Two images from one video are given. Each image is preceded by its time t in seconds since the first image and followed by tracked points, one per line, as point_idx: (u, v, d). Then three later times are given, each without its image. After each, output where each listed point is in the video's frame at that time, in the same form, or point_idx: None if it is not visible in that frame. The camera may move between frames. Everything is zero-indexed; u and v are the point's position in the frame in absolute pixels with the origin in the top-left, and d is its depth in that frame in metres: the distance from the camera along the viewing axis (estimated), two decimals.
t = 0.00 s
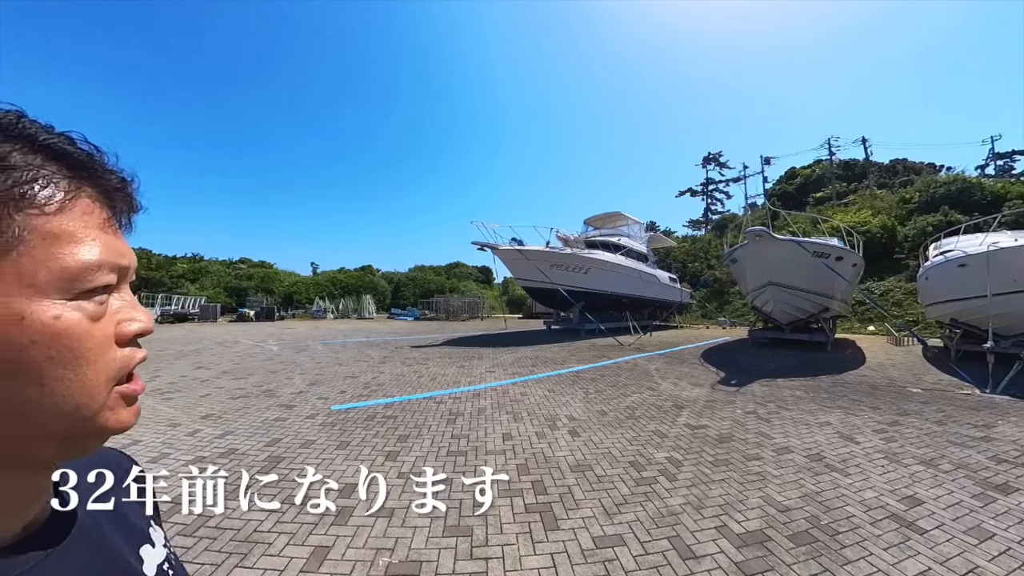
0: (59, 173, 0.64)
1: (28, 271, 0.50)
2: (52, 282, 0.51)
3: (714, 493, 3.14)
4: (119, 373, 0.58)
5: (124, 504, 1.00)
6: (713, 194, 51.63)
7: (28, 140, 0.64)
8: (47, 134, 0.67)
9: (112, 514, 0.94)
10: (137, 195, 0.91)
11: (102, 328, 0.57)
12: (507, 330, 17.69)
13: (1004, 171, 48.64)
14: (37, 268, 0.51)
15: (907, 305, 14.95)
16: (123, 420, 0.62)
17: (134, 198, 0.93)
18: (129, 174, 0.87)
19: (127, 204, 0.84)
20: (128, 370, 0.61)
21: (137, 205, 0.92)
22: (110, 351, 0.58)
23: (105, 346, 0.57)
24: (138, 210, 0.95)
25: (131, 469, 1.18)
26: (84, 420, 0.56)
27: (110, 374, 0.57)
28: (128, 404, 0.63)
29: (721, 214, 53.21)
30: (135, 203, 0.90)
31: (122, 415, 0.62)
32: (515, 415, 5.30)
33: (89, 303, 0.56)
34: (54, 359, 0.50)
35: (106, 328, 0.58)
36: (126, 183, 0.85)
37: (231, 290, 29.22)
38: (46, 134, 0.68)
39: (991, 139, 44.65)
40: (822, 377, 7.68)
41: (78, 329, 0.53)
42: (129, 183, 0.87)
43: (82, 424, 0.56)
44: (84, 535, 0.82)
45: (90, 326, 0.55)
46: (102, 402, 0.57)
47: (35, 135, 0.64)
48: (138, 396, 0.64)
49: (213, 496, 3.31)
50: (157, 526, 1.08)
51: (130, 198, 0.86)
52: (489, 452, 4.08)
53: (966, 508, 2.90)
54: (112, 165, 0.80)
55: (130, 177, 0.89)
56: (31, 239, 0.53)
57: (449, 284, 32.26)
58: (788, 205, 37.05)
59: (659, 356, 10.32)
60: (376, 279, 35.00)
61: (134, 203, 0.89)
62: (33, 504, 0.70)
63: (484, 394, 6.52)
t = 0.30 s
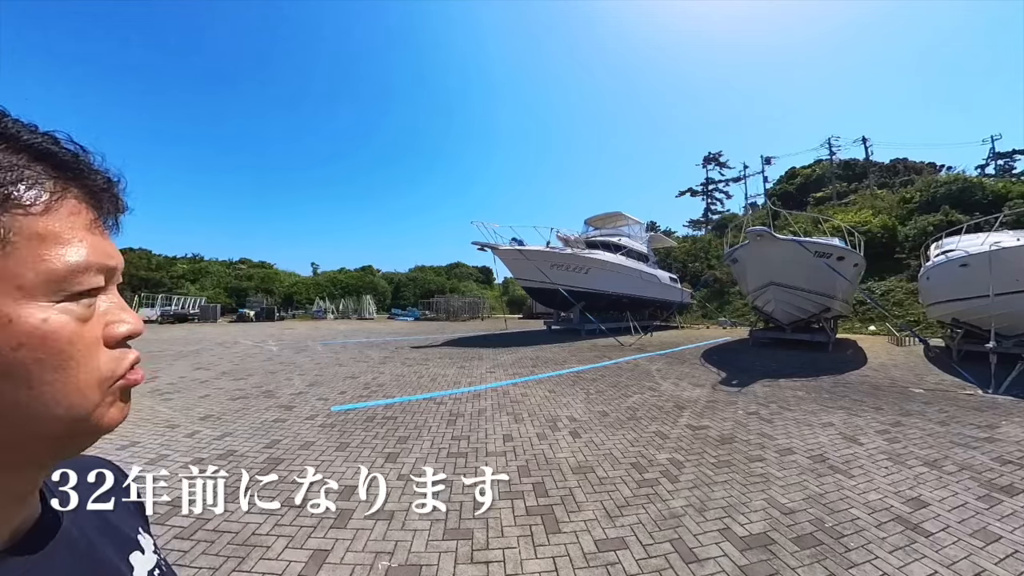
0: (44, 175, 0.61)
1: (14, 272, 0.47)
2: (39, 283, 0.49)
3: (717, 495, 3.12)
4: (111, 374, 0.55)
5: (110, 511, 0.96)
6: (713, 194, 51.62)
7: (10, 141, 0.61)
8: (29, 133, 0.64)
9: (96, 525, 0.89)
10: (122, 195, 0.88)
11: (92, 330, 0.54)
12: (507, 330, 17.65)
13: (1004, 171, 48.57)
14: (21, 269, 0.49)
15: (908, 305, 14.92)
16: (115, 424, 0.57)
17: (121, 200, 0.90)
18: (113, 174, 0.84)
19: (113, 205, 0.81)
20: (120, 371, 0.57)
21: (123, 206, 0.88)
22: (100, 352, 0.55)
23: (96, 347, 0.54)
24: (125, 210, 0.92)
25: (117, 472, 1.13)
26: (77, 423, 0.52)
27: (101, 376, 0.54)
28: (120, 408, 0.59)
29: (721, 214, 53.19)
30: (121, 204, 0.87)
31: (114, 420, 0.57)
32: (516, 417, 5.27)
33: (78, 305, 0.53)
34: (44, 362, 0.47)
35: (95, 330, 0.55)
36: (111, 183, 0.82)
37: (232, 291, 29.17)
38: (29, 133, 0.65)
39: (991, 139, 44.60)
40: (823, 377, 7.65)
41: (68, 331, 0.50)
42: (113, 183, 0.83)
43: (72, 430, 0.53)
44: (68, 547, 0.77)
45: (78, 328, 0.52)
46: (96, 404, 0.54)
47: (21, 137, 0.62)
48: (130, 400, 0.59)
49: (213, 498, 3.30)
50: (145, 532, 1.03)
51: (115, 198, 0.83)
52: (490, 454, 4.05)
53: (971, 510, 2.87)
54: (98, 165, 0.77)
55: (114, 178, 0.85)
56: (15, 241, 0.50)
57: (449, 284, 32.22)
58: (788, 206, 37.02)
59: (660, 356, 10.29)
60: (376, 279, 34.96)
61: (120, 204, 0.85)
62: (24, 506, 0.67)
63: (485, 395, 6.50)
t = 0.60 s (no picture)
0: (24, 169, 0.59)
1: None
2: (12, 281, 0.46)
3: (718, 496, 3.09)
4: (86, 377, 0.52)
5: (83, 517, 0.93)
6: (713, 194, 51.58)
7: None
8: (12, 127, 0.62)
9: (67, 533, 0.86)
10: (105, 192, 0.85)
11: (68, 331, 0.51)
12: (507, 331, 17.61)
13: (1004, 170, 48.44)
14: None
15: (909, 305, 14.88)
16: (88, 430, 0.54)
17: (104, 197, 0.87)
18: (97, 169, 0.82)
19: (95, 202, 0.78)
20: (97, 376, 0.54)
21: (106, 203, 0.86)
22: (78, 354, 0.52)
23: (72, 348, 0.51)
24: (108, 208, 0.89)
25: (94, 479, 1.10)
26: (46, 429, 0.49)
27: (77, 377, 0.51)
28: (93, 413, 0.56)
29: (721, 214, 53.12)
30: (103, 201, 0.84)
31: (86, 426, 0.54)
32: (515, 417, 5.25)
33: (54, 303, 0.51)
34: (12, 362, 0.44)
35: (70, 330, 0.52)
36: (94, 180, 0.79)
37: (231, 291, 29.14)
38: (11, 127, 0.62)
39: (992, 138, 44.52)
40: (824, 377, 7.63)
41: (43, 331, 0.47)
42: (97, 179, 0.81)
43: (40, 436, 0.50)
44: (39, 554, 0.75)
45: (55, 328, 0.50)
46: (67, 410, 0.51)
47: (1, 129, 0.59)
48: (105, 405, 0.56)
49: (211, 499, 3.28)
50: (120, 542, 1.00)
51: (98, 195, 0.80)
52: (489, 454, 4.02)
53: (975, 511, 2.85)
54: (80, 161, 0.74)
55: (97, 174, 0.83)
56: None
57: (449, 284, 32.21)
58: (788, 205, 37.01)
59: (660, 356, 10.27)
60: (376, 279, 34.89)
61: (102, 201, 0.83)
62: None
63: (484, 396, 6.48)
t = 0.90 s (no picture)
0: (29, 168, 0.59)
1: None
2: (17, 279, 0.46)
3: (719, 496, 3.09)
4: (86, 374, 0.52)
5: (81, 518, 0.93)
6: (713, 194, 51.58)
7: None
8: (17, 125, 0.62)
9: (64, 534, 0.86)
10: (107, 190, 0.85)
11: (69, 329, 0.51)
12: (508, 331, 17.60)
13: (1004, 170, 48.37)
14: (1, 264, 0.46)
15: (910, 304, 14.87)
16: (86, 428, 0.54)
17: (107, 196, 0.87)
18: (98, 168, 0.81)
19: (96, 200, 0.78)
20: (97, 373, 0.54)
21: (107, 202, 0.85)
22: (79, 352, 0.52)
23: (74, 345, 0.51)
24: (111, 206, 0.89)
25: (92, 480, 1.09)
26: (44, 426, 0.49)
27: (75, 376, 0.51)
28: (92, 409, 0.56)
29: (721, 214, 53.09)
30: (106, 201, 0.84)
31: (83, 424, 0.53)
32: (516, 417, 5.24)
33: (55, 300, 0.51)
34: (16, 359, 0.44)
35: (71, 328, 0.52)
36: (95, 178, 0.79)
37: (232, 292, 29.15)
38: (16, 125, 0.62)
39: (991, 138, 44.47)
40: (824, 377, 7.63)
41: (44, 329, 0.47)
42: (98, 177, 0.81)
43: (39, 433, 0.50)
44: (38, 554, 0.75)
45: (55, 327, 0.50)
46: (66, 409, 0.51)
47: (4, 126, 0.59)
48: (104, 402, 0.56)
49: (211, 499, 3.28)
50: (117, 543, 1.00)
51: (99, 193, 0.80)
52: (489, 455, 4.02)
53: (976, 511, 2.84)
54: (83, 160, 0.74)
55: (99, 173, 0.83)
56: None
57: (450, 285, 32.22)
58: (788, 205, 37.02)
59: (661, 356, 10.26)
60: (376, 280, 34.85)
61: (104, 200, 0.82)
62: None
63: (484, 396, 6.48)
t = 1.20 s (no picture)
0: (54, 176, 0.62)
1: (21, 269, 0.47)
2: (44, 281, 0.48)
3: (719, 495, 3.11)
4: (112, 372, 0.54)
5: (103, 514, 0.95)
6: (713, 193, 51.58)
7: (23, 144, 0.61)
8: (40, 135, 0.65)
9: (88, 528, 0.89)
10: (127, 195, 0.87)
11: (95, 329, 0.53)
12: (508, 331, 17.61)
13: (1004, 169, 48.35)
14: (31, 267, 0.49)
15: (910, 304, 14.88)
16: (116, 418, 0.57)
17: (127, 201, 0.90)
18: (118, 175, 0.83)
19: (119, 206, 0.80)
20: (121, 371, 0.56)
21: (128, 207, 0.88)
22: (103, 350, 0.54)
23: (100, 344, 0.54)
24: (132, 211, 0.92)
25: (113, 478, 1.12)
26: (76, 420, 0.52)
27: (102, 374, 0.53)
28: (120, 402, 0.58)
29: (721, 214, 53.09)
30: (127, 206, 0.87)
31: (113, 415, 0.56)
32: (517, 417, 5.26)
33: (81, 302, 0.53)
34: (47, 358, 0.46)
35: (97, 327, 0.54)
36: (117, 185, 0.81)
37: (232, 292, 29.17)
38: (39, 136, 0.65)
39: (991, 138, 44.47)
40: (824, 377, 7.64)
41: (70, 329, 0.49)
42: (119, 184, 0.83)
43: (71, 427, 0.52)
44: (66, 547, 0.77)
45: (81, 327, 0.52)
46: (94, 403, 0.53)
47: (30, 136, 0.62)
48: (131, 395, 0.58)
49: (214, 500, 3.29)
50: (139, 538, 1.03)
51: (121, 199, 0.82)
52: (491, 454, 4.03)
53: (975, 509, 2.86)
54: (104, 167, 0.76)
55: (119, 179, 0.85)
56: (27, 239, 0.50)
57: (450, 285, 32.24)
58: (788, 205, 37.00)
59: (661, 356, 10.28)
60: (376, 280, 34.84)
61: (125, 205, 0.85)
62: (18, 503, 0.67)
63: (485, 396, 6.49)
